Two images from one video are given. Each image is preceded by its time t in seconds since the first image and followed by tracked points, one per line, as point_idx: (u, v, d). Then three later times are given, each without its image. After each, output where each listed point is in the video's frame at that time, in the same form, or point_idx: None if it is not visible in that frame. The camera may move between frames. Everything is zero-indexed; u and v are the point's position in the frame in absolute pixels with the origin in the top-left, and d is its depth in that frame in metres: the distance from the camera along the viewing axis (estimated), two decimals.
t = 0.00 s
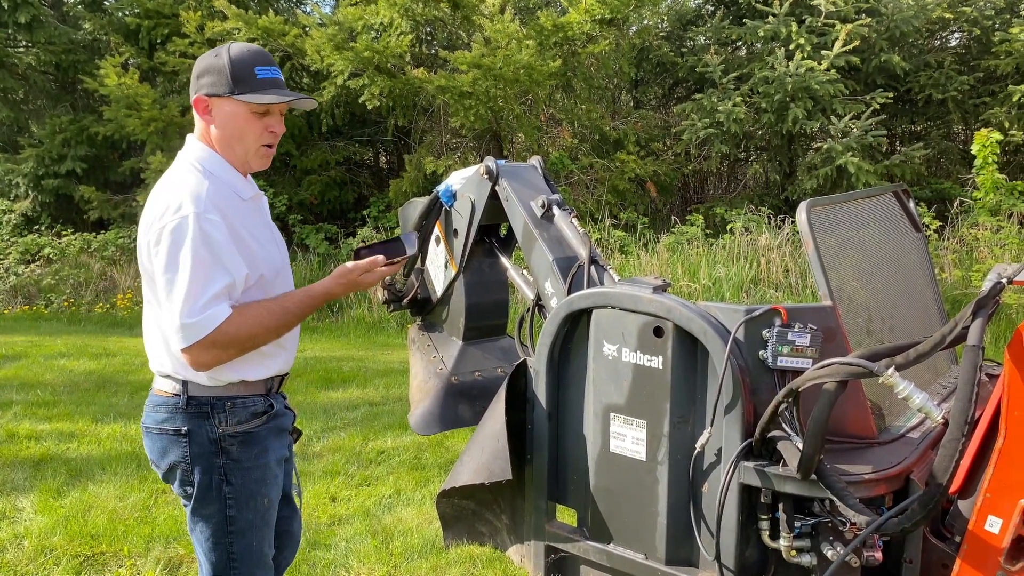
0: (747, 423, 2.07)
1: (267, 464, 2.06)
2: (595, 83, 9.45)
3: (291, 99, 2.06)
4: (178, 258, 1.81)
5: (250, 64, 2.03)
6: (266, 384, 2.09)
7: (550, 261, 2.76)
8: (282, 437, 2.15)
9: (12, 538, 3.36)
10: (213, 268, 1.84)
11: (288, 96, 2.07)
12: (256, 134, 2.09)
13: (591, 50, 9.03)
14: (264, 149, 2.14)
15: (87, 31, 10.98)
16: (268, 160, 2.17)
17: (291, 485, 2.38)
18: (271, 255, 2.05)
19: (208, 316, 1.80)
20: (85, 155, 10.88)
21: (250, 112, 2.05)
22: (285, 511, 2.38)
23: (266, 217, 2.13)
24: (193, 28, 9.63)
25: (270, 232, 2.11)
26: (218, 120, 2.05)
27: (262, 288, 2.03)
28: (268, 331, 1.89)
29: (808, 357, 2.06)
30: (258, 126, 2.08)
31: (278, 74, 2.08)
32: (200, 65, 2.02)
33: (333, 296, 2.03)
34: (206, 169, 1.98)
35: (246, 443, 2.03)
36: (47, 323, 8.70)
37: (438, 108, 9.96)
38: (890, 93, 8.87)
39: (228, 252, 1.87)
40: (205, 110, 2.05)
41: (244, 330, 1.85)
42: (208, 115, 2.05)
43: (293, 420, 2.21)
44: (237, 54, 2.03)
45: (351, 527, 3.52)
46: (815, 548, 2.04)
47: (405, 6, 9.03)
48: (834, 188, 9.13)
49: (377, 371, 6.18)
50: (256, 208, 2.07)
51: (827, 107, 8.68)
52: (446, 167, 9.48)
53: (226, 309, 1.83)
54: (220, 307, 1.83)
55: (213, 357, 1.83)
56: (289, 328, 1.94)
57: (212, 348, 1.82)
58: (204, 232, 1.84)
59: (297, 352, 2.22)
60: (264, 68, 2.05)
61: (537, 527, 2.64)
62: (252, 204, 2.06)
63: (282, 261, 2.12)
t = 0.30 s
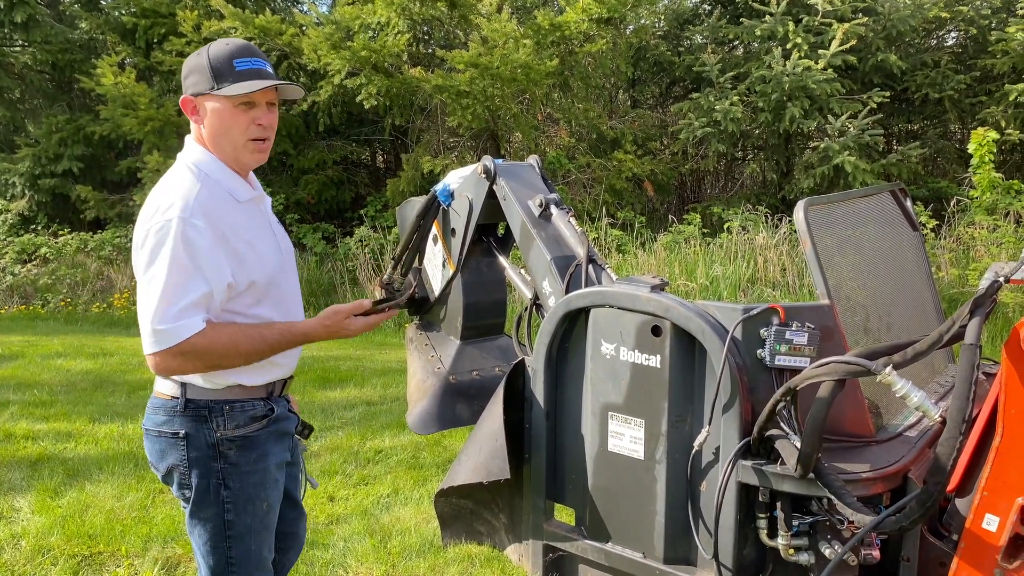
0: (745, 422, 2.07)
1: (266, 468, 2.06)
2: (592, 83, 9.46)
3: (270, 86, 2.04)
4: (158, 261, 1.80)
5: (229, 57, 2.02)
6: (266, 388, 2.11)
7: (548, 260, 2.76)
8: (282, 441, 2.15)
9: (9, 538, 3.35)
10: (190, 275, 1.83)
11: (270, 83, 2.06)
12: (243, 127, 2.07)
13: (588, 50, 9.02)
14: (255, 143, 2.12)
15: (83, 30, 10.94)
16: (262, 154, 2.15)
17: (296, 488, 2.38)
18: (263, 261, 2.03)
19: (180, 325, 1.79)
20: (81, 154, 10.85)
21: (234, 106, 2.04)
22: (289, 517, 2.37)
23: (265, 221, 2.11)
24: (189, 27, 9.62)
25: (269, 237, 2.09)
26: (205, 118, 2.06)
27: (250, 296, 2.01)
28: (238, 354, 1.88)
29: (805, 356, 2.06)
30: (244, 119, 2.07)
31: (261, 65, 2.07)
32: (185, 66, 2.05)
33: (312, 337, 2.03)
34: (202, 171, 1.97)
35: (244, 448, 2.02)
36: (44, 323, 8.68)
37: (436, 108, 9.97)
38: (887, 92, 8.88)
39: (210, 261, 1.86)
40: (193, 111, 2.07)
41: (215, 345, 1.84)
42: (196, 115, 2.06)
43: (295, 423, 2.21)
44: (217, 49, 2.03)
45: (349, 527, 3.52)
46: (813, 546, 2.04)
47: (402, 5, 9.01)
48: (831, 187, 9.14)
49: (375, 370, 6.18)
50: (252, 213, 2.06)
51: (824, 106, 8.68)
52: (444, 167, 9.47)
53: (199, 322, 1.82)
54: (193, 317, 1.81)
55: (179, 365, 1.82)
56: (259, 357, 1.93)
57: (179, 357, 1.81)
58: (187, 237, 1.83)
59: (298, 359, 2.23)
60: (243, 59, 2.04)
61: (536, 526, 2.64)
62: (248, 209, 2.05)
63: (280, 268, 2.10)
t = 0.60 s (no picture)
0: (744, 421, 2.08)
1: (260, 473, 2.05)
2: (591, 82, 9.47)
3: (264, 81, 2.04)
4: (131, 264, 1.80)
5: (224, 55, 2.04)
6: (261, 392, 2.10)
7: (547, 260, 2.76)
8: (280, 445, 2.14)
9: (8, 538, 3.35)
10: (161, 282, 1.82)
11: (267, 79, 2.06)
12: (240, 125, 2.07)
13: (586, 49, 9.02)
14: (254, 141, 2.11)
15: (81, 29, 10.91)
16: (261, 153, 2.14)
17: (301, 492, 2.38)
18: (250, 269, 2.00)
19: (143, 333, 1.78)
20: (80, 154, 10.84)
21: (230, 104, 2.05)
22: (294, 521, 2.37)
23: (262, 226, 2.09)
24: (188, 27, 9.61)
25: (263, 243, 2.07)
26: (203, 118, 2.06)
27: (233, 303, 2.00)
28: (197, 374, 1.86)
29: (804, 355, 2.06)
30: (241, 116, 2.07)
31: (256, 62, 2.08)
32: (180, 67, 2.06)
33: (274, 371, 1.95)
34: (196, 173, 1.97)
35: (237, 451, 2.02)
36: (43, 323, 8.67)
37: (434, 108, 9.98)
38: (885, 91, 8.89)
39: (182, 270, 1.84)
40: (190, 111, 2.07)
41: (175, 360, 1.82)
42: (193, 115, 2.07)
43: (293, 427, 2.20)
44: (211, 48, 2.04)
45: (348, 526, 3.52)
46: (811, 545, 2.04)
47: (400, 5, 9.01)
48: (829, 187, 9.15)
49: (374, 369, 6.18)
50: (247, 218, 2.04)
51: (822, 106, 8.70)
52: (442, 166, 9.47)
53: (164, 333, 1.80)
54: (159, 326, 1.80)
55: (139, 374, 1.80)
56: (220, 380, 1.91)
57: (141, 365, 1.80)
58: (161, 243, 1.82)
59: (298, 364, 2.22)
60: (237, 56, 2.05)
61: (535, 525, 2.65)
62: (242, 214, 2.03)
63: (271, 276, 2.07)
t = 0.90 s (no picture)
0: (744, 419, 2.08)
1: (255, 475, 2.05)
2: (590, 82, 9.47)
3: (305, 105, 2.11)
4: (125, 264, 1.80)
5: (259, 68, 2.04)
6: (257, 394, 2.09)
7: (547, 259, 2.76)
8: (276, 448, 2.14)
9: (8, 538, 3.35)
10: (156, 282, 1.82)
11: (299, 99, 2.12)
12: (269, 139, 2.10)
13: (585, 49, 9.03)
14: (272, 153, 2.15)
15: (80, 29, 10.90)
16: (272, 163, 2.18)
17: (299, 493, 2.38)
18: (244, 270, 2.00)
19: (137, 333, 1.78)
20: (79, 154, 10.84)
21: (263, 118, 2.06)
22: (292, 523, 2.38)
23: (256, 228, 2.09)
24: (187, 27, 9.61)
25: (257, 244, 2.06)
26: (229, 128, 2.04)
27: (227, 303, 2.00)
28: (194, 369, 1.86)
29: (804, 354, 2.06)
30: (270, 131, 2.10)
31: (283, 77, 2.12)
32: (206, 69, 1.99)
33: (272, 359, 1.96)
34: (191, 174, 1.97)
35: (232, 454, 2.02)
36: (43, 323, 8.66)
37: (433, 108, 9.98)
38: (884, 91, 8.89)
39: (176, 269, 1.84)
40: (212, 116, 2.02)
41: (170, 358, 1.82)
42: (217, 121, 2.02)
43: (290, 430, 2.20)
44: (245, 57, 2.03)
45: (348, 525, 3.52)
46: (811, 544, 2.04)
47: (399, 5, 9.00)
48: (828, 186, 9.16)
49: (373, 369, 6.19)
50: (242, 219, 2.04)
51: (821, 105, 8.71)
52: (442, 166, 9.46)
53: (159, 332, 1.81)
54: (153, 326, 1.80)
55: (136, 373, 1.81)
56: (217, 374, 1.90)
57: (137, 364, 1.80)
58: (155, 242, 1.82)
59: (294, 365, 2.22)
60: (273, 72, 2.07)
61: (536, 524, 2.65)
62: (237, 215, 2.03)
63: (266, 277, 2.07)
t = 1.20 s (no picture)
0: (746, 419, 2.08)
1: (253, 475, 2.06)
2: (590, 82, 9.48)
3: (294, 104, 2.10)
4: (123, 268, 1.80)
5: (249, 67, 2.03)
6: (254, 394, 2.10)
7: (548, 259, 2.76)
8: (273, 446, 2.15)
9: (10, 538, 3.35)
10: (155, 285, 1.82)
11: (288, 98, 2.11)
12: (258, 138, 2.10)
13: (586, 48, 9.02)
14: (262, 151, 2.15)
15: (81, 29, 10.90)
16: (262, 162, 2.18)
17: (292, 492, 2.39)
18: (241, 270, 2.00)
19: (138, 337, 1.79)
20: (80, 154, 10.85)
21: (252, 117, 2.06)
22: (286, 521, 2.38)
23: (252, 228, 2.08)
24: (188, 27, 9.62)
25: (253, 244, 2.07)
26: (218, 126, 2.03)
27: (225, 304, 2.00)
28: (198, 370, 1.87)
29: (805, 353, 2.07)
30: (259, 129, 2.09)
31: (273, 77, 2.11)
32: (194, 67, 1.99)
33: (274, 356, 1.96)
34: (185, 176, 1.96)
35: (230, 454, 2.02)
36: (44, 323, 8.67)
37: (434, 107, 9.98)
38: (885, 90, 8.88)
39: (175, 272, 1.84)
40: (201, 114, 2.02)
41: (171, 360, 1.83)
42: (205, 119, 2.02)
43: (286, 428, 2.20)
44: (234, 56, 2.02)
45: (349, 525, 3.52)
46: (813, 543, 2.04)
47: (400, 4, 9.00)
48: (830, 186, 9.15)
49: (374, 368, 6.19)
50: (238, 219, 2.04)
51: (822, 104, 8.72)
52: (443, 166, 9.47)
53: (160, 335, 1.81)
54: (153, 329, 1.80)
55: (137, 377, 1.81)
56: (220, 373, 1.91)
57: (138, 369, 1.80)
58: (154, 245, 1.82)
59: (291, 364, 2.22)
60: (262, 71, 2.07)
61: (537, 524, 2.65)
62: (234, 216, 2.03)
63: (263, 277, 2.08)
